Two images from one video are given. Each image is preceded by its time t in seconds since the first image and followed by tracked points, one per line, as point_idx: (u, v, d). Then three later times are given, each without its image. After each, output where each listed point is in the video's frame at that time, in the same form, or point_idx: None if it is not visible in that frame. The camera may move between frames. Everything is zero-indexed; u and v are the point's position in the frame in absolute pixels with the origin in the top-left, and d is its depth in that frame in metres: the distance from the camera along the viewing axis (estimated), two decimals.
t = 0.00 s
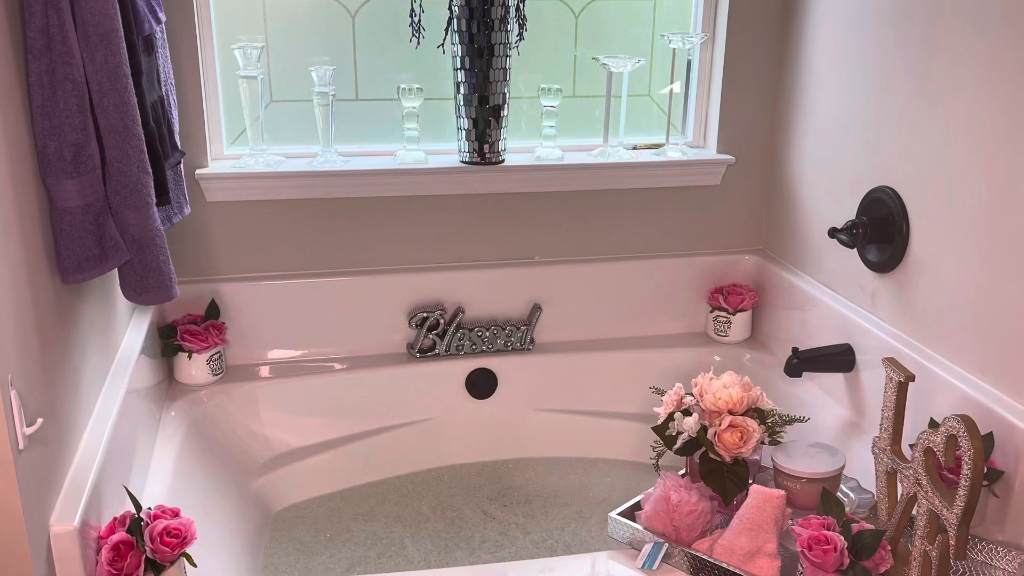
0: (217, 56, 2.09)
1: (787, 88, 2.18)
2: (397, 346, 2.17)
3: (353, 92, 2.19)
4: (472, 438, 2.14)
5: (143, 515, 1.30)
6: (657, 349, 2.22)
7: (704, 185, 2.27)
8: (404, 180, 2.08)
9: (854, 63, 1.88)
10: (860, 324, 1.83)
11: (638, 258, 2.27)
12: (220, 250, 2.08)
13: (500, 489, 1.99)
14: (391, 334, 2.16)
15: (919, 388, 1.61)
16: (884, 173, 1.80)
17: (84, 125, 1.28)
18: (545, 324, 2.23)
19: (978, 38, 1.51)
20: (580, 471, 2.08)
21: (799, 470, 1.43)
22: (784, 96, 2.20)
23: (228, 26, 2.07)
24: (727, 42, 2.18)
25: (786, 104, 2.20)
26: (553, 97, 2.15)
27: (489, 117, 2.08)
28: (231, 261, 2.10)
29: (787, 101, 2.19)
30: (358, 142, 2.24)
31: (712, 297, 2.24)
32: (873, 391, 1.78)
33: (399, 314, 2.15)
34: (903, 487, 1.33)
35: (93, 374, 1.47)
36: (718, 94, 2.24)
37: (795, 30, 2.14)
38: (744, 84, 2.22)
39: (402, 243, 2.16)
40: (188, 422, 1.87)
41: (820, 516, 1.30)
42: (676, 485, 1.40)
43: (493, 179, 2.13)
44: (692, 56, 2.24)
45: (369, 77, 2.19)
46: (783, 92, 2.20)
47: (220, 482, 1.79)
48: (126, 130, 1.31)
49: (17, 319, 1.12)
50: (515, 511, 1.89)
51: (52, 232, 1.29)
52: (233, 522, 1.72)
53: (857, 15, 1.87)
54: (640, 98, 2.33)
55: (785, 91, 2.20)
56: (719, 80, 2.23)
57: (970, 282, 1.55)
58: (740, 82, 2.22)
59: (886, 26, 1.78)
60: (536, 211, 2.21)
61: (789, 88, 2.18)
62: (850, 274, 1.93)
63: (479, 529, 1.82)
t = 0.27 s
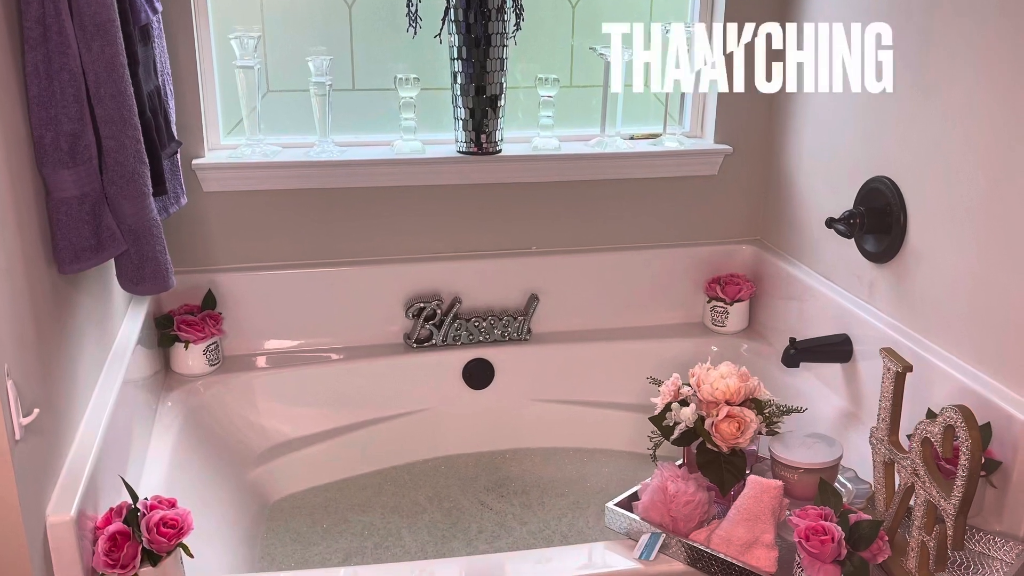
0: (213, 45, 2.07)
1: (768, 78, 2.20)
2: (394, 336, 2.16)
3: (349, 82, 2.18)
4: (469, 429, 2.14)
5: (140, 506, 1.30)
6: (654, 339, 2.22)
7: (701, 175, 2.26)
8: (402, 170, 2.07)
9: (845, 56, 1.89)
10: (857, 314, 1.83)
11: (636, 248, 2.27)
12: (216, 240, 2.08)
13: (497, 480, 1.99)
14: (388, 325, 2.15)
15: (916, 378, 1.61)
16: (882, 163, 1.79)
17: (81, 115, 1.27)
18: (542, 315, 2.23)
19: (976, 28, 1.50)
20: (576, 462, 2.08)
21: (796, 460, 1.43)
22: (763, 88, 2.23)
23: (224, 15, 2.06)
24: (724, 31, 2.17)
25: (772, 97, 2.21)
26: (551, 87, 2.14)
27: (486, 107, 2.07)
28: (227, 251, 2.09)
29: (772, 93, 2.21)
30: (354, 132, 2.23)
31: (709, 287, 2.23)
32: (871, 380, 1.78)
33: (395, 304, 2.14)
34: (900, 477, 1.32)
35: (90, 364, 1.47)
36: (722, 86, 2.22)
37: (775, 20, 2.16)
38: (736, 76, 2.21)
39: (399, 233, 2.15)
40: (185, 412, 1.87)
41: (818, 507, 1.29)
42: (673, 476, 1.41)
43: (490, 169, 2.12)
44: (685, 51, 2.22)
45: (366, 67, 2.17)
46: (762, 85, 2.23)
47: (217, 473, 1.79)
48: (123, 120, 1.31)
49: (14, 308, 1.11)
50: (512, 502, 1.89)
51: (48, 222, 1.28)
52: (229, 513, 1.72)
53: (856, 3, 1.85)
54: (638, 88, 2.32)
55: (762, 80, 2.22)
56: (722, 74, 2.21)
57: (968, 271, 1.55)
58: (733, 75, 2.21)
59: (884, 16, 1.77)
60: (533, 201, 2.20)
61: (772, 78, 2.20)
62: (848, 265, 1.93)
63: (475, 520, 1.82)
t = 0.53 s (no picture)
0: (209, 34, 2.06)
1: (857, 77, 1.85)
2: (391, 326, 2.16)
3: (346, 72, 2.17)
4: (466, 418, 2.14)
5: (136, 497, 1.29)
6: (651, 330, 2.21)
7: (699, 165, 2.26)
8: (399, 160, 2.07)
9: (933, 57, 1.60)
10: (855, 304, 1.82)
11: (633, 238, 2.26)
12: (213, 229, 2.07)
13: (494, 470, 1.98)
14: (385, 315, 2.15)
15: (914, 369, 1.61)
16: (880, 153, 1.79)
17: (77, 105, 1.26)
18: (539, 305, 2.22)
19: (977, 18, 1.50)
20: (573, 452, 2.08)
21: (793, 451, 1.43)
22: (851, 88, 1.87)
23: (220, 4, 2.05)
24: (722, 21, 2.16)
25: (860, 99, 1.84)
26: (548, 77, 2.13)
27: (483, 98, 2.06)
28: (224, 241, 2.08)
29: (862, 94, 1.84)
30: (351, 122, 2.22)
31: (706, 277, 2.23)
32: (868, 370, 1.78)
33: (392, 295, 2.14)
34: (898, 467, 1.32)
35: (86, 354, 1.46)
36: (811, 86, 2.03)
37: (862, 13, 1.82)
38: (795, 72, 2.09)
39: (396, 222, 2.14)
40: (182, 403, 1.86)
41: (815, 496, 1.30)
42: (671, 466, 1.41)
43: (488, 158, 2.11)
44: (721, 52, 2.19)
45: (363, 57, 2.16)
46: (848, 84, 1.88)
47: (214, 463, 1.79)
48: (119, 110, 1.30)
49: (10, 298, 1.10)
50: (509, 492, 1.89)
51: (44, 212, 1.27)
52: (225, 503, 1.71)
53: None
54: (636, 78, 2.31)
55: (846, 80, 1.89)
56: (811, 72, 2.02)
57: (966, 261, 1.54)
58: (820, 74, 1.99)
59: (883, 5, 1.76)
60: (530, 191, 2.19)
61: (862, 77, 1.83)
62: (845, 254, 1.92)
63: (472, 510, 1.82)
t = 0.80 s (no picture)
0: (206, 24, 2.05)
1: (888, 77, 1.73)
2: (388, 317, 2.15)
3: (342, 61, 2.16)
4: (463, 409, 2.13)
5: (133, 487, 1.28)
6: (648, 320, 2.21)
7: (696, 155, 2.25)
8: (395, 151, 2.06)
9: (964, 57, 1.51)
10: (852, 294, 1.82)
11: (630, 229, 2.26)
12: (209, 220, 2.06)
13: (491, 461, 1.98)
14: (382, 305, 2.14)
15: (913, 359, 1.60)
16: (877, 143, 1.78)
17: (74, 95, 1.25)
18: (537, 295, 2.22)
19: (978, 7, 1.49)
20: (570, 443, 2.08)
21: (790, 442, 1.43)
22: (881, 88, 1.75)
23: None
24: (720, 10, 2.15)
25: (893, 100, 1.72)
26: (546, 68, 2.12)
27: (480, 88, 2.06)
28: (220, 231, 2.07)
29: (892, 95, 1.72)
30: (347, 112, 2.21)
31: (703, 268, 2.23)
32: (865, 360, 1.78)
33: (388, 285, 2.13)
34: (895, 458, 1.32)
35: (82, 344, 1.45)
36: (842, 86, 1.89)
37: (895, 12, 1.69)
38: (794, 61, 2.08)
39: (392, 213, 2.13)
40: (178, 393, 1.85)
41: (813, 487, 1.30)
42: (668, 457, 1.40)
43: (485, 148, 2.10)
44: (754, 52, 2.20)
45: (360, 47, 2.15)
46: (879, 85, 1.76)
47: (211, 454, 1.78)
48: (116, 100, 1.29)
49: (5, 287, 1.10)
50: (506, 483, 1.89)
51: (41, 202, 1.26)
52: (222, 494, 1.71)
53: None
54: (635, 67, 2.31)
55: (877, 81, 1.76)
56: (843, 73, 1.88)
57: (964, 251, 1.54)
58: (852, 75, 1.85)
59: None
60: (527, 181, 2.18)
61: (892, 77, 1.71)
62: (842, 245, 1.92)
63: (469, 501, 1.82)
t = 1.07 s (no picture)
0: (203, 13, 2.04)
1: (891, 77, 1.71)
2: (385, 308, 2.15)
3: (339, 51, 2.15)
4: (460, 399, 2.13)
5: (129, 478, 1.27)
6: (646, 310, 2.21)
7: (693, 145, 2.24)
8: (392, 141, 2.05)
9: (966, 57, 1.50)
10: (849, 284, 1.81)
11: (628, 219, 2.25)
12: (205, 210, 2.05)
13: (488, 452, 1.98)
14: (379, 295, 2.13)
15: (911, 349, 1.60)
16: (875, 132, 1.77)
17: (70, 85, 1.24)
18: (534, 286, 2.21)
19: None
20: (567, 433, 2.08)
21: (788, 432, 1.43)
22: (884, 89, 1.74)
23: None
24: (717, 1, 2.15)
25: (894, 100, 1.71)
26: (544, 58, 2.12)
27: (478, 78, 2.05)
28: (217, 221, 2.06)
29: (895, 96, 1.70)
30: (344, 102, 2.19)
31: (701, 258, 2.22)
32: (863, 351, 1.77)
33: (385, 275, 2.12)
34: (893, 448, 1.32)
35: (79, 334, 1.45)
36: (844, 87, 1.87)
37: (897, 11, 1.68)
38: (788, 50, 2.08)
39: (389, 203, 2.13)
40: (175, 384, 1.85)
41: (810, 478, 1.29)
42: (665, 447, 1.40)
43: (483, 138, 2.10)
44: (757, 51, 2.18)
45: (357, 36, 2.14)
46: (881, 85, 1.74)
47: (207, 444, 1.78)
48: (112, 90, 1.28)
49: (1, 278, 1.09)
50: (503, 473, 1.89)
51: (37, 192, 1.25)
52: (219, 484, 1.71)
53: None
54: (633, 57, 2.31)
55: (880, 81, 1.75)
56: (845, 73, 1.86)
57: (962, 241, 1.54)
58: (854, 74, 1.83)
59: None
60: (525, 171, 2.18)
61: (895, 77, 1.70)
62: (840, 235, 1.91)
63: (466, 491, 1.82)
